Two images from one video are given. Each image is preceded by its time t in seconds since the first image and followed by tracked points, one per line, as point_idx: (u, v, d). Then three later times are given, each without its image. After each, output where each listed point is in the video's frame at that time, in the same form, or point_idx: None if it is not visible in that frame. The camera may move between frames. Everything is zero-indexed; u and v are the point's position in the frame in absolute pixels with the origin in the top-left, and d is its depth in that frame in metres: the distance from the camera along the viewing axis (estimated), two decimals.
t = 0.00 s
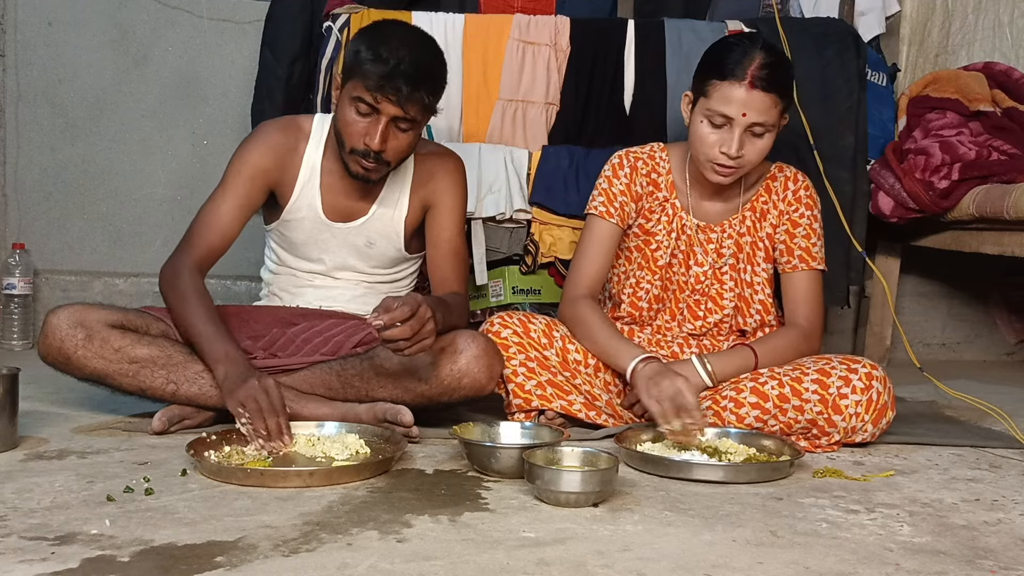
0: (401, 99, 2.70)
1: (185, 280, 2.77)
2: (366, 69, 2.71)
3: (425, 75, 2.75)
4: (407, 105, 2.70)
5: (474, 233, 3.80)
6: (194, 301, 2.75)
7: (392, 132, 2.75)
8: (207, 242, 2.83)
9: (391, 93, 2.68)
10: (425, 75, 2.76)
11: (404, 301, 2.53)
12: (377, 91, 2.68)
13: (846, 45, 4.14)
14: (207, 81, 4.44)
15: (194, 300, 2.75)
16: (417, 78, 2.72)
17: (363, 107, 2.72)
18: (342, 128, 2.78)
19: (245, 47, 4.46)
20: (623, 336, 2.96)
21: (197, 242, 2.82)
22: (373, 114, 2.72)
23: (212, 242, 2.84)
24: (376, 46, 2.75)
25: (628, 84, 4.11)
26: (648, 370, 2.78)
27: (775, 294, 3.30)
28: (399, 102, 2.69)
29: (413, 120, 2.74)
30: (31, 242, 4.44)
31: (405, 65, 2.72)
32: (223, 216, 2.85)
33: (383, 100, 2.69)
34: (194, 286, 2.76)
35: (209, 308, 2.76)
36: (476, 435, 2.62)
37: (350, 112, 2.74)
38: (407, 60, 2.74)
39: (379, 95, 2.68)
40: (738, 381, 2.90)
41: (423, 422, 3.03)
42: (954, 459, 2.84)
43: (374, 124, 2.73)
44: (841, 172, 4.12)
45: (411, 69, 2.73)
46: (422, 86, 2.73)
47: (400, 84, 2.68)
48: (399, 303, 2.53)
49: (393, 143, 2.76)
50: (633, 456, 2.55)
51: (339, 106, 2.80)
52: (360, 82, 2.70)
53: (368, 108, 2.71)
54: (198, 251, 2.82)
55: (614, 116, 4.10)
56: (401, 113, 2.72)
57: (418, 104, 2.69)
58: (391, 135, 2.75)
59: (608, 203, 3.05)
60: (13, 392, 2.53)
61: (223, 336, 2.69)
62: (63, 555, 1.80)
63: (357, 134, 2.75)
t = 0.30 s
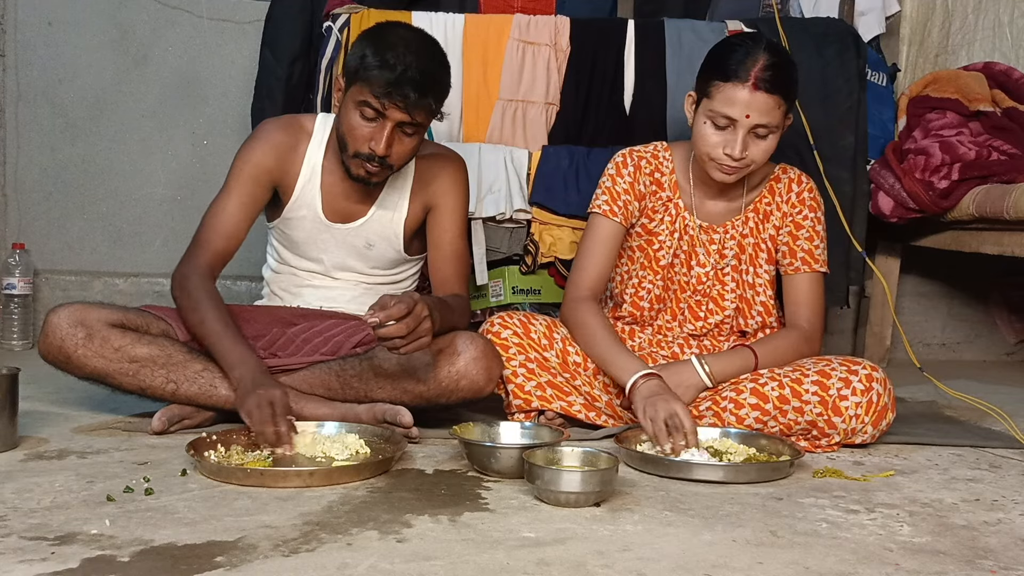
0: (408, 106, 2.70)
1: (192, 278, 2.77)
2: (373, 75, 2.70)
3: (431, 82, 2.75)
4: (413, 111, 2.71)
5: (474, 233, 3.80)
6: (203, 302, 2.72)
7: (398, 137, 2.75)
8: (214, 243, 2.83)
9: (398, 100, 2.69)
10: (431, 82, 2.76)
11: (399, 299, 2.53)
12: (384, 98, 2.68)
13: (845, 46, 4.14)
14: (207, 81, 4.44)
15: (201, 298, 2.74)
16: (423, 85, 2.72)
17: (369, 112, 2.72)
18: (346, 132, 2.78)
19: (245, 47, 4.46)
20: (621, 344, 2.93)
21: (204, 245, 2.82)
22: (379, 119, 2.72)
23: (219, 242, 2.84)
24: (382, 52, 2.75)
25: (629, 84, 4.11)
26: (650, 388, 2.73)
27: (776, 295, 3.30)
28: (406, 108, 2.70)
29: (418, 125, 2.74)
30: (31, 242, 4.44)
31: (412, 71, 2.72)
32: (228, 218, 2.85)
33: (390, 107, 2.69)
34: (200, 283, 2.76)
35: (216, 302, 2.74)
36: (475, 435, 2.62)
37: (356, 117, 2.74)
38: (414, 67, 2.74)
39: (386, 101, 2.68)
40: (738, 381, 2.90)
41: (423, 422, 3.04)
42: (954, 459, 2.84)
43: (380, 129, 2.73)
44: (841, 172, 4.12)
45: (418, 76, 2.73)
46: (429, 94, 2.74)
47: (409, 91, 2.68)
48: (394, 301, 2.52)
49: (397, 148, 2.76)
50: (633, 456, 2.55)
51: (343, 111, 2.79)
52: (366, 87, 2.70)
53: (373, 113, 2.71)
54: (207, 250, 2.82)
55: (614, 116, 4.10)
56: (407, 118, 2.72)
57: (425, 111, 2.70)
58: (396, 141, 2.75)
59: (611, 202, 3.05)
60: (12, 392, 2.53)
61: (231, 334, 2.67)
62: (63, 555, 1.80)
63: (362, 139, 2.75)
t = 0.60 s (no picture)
0: (418, 108, 2.70)
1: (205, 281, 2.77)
2: (381, 77, 2.69)
3: (440, 84, 2.75)
4: (423, 113, 2.70)
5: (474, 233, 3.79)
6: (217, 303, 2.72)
7: (406, 138, 2.76)
8: (224, 247, 2.82)
9: (408, 102, 2.68)
10: (440, 84, 2.75)
11: (411, 296, 2.52)
12: (394, 100, 2.68)
13: (846, 45, 4.14)
14: (207, 81, 4.44)
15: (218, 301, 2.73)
16: (433, 88, 2.72)
17: (378, 114, 2.72)
18: (355, 134, 2.79)
19: (245, 47, 4.45)
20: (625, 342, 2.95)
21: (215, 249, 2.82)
22: (388, 121, 2.73)
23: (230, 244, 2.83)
24: (390, 54, 2.74)
25: (629, 84, 4.11)
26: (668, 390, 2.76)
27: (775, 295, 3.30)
28: (416, 110, 2.69)
29: (426, 127, 2.75)
30: (31, 242, 4.44)
31: (421, 73, 2.72)
32: (236, 221, 2.84)
33: (399, 108, 2.69)
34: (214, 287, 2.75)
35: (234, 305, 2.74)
36: (476, 435, 2.62)
37: (364, 119, 2.75)
38: (422, 68, 2.73)
39: (396, 104, 2.68)
40: (738, 381, 2.90)
41: (423, 422, 3.03)
42: (954, 459, 2.84)
43: (388, 131, 2.73)
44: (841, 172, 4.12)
45: (427, 78, 2.72)
46: (438, 95, 2.74)
47: (418, 93, 2.67)
48: (405, 298, 2.52)
49: (406, 149, 2.77)
50: (633, 456, 2.55)
51: (351, 111, 2.80)
52: (375, 90, 2.69)
53: (382, 115, 2.72)
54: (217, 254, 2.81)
55: (614, 116, 4.10)
56: (417, 120, 2.72)
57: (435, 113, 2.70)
58: (405, 142, 2.76)
59: (612, 203, 3.05)
60: (12, 391, 2.53)
61: (257, 338, 2.67)
62: (63, 554, 1.80)
63: (370, 141, 2.76)
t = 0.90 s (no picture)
0: (423, 104, 2.71)
1: (209, 283, 2.71)
2: (387, 75, 2.70)
3: (445, 80, 2.76)
4: (429, 110, 2.71)
5: (474, 233, 3.79)
6: (219, 302, 2.67)
7: (412, 135, 2.76)
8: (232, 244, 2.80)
9: (414, 98, 2.69)
10: (446, 80, 2.76)
11: (405, 299, 2.52)
12: (400, 97, 2.68)
13: (845, 46, 4.13)
14: (207, 81, 4.44)
15: (222, 304, 2.67)
16: (438, 84, 2.73)
17: (383, 112, 2.72)
18: (358, 131, 2.78)
19: (245, 47, 4.45)
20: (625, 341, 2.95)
21: (220, 245, 2.79)
22: (393, 118, 2.73)
23: (234, 239, 2.81)
24: (395, 52, 2.75)
25: (629, 84, 4.11)
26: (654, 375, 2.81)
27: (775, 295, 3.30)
28: (422, 106, 2.70)
29: (432, 124, 2.75)
30: (31, 242, 4.44)
31: (426, 70, 2.72)
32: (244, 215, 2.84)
33: (405, 105, 2.69)
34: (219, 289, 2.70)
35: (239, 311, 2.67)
36: (476, 435, 2.62)
37: (369, 116, 2.74)
38: (427, 65, 2.74)
39: (402, 101, 2.69)
40: (737, 381, 2.90)
41: (423, 422, 3.03)
42: (954, 459, 2.84)
43: (394, 128, 2.73)
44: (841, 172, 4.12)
45: (432, 74, 2.73)
46: (444, 92, 2.75)
47: (423, 89, 2.68)
48: (399, 299, 2.52)
49: (411, 146, 2.77)
50: (633, 456, 2.55)
51: (355, 110, 2.80)
52: (381, 87, 2.70)
53: (387, 112, 2.72)
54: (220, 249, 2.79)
55: (614, 116, 4.10)
56: (423, 117, 2.72)
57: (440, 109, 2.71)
58: (410, 139, 2.76)
59: (610, 203, 3.05)
60: (12, 391, 2.53)
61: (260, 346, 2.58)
62: (63, 555, 1.80)
63: (374, 139, 2.75)
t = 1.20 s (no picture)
0: (428, 99, 2.71)
1: (238, 281, 2.69)
2: (388, 73, 2.70)
3: (447, 75, 2.76)
4: (434, 104, 2.72)
5: (474, 233, 3.79)
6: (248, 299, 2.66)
7: (416, 130, 2.76)
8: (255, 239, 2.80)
9: (418, 94, 2.69)
10: (446, 74, 2.76)
11: (412, 300, 2.52)
12: (404, 93, 2.68)
13: (845, 46, 4.14)
14: (207, 81, 4.44)
15: (252, 301, 2.65)
16: (442, 79, 2.74)
17: (386, 109, 2.72)
18: (363, 132, 2.79)
19: (245, 47, 4.46)
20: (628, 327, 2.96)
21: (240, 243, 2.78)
22: (397, 115, 2.73)
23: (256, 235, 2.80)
24: (393, 49, 2.75)
25: (629, 84, 4.11)
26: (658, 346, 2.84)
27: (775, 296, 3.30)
28: (426, 102, 2.70)
29: (435, 116, 2.76)
30: (31, 242, 4.44)
31: (427, 65, 2.73)
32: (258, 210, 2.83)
33: (409, 102, 2.70)
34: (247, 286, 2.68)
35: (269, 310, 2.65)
36: (476, 435, 2.62)
37: (373, 116, 2.75)
38: (427, 60, 2.74)
39: (406, 98, 2.69)
40: (738, 381, 2.92)
41: (423, 422, 3.03)
42: (954, 459, 2.84)
43: (399, 125, 2.73)
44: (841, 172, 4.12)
45: (435, 69, 2.74)
46: (447, 86, 2.75)
47: (427, 84, 2.69)
48: (406, 301, 2.51)
49: (417, 141, 2.77)
50: (633, 456, 2.55)
51: (357, 110, 2.80)
52: (383, 85, 2.70)
53: (391, 110, 2.72)
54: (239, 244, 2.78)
55: (614, 116, 4.10)
56: (427, 111, 2.73)
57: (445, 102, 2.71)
58: (415, 134, 2.76)
59: (610, 201, 3.07)
60: (12, 392, 2.53)
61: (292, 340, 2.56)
62: (63, 555, 1.80)
63: (380, 137, 2.76)
